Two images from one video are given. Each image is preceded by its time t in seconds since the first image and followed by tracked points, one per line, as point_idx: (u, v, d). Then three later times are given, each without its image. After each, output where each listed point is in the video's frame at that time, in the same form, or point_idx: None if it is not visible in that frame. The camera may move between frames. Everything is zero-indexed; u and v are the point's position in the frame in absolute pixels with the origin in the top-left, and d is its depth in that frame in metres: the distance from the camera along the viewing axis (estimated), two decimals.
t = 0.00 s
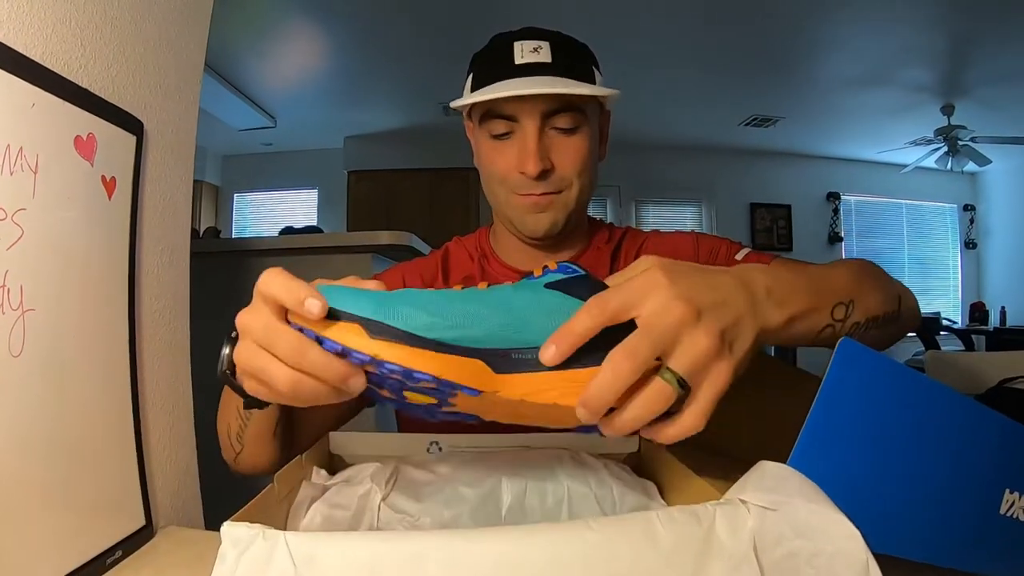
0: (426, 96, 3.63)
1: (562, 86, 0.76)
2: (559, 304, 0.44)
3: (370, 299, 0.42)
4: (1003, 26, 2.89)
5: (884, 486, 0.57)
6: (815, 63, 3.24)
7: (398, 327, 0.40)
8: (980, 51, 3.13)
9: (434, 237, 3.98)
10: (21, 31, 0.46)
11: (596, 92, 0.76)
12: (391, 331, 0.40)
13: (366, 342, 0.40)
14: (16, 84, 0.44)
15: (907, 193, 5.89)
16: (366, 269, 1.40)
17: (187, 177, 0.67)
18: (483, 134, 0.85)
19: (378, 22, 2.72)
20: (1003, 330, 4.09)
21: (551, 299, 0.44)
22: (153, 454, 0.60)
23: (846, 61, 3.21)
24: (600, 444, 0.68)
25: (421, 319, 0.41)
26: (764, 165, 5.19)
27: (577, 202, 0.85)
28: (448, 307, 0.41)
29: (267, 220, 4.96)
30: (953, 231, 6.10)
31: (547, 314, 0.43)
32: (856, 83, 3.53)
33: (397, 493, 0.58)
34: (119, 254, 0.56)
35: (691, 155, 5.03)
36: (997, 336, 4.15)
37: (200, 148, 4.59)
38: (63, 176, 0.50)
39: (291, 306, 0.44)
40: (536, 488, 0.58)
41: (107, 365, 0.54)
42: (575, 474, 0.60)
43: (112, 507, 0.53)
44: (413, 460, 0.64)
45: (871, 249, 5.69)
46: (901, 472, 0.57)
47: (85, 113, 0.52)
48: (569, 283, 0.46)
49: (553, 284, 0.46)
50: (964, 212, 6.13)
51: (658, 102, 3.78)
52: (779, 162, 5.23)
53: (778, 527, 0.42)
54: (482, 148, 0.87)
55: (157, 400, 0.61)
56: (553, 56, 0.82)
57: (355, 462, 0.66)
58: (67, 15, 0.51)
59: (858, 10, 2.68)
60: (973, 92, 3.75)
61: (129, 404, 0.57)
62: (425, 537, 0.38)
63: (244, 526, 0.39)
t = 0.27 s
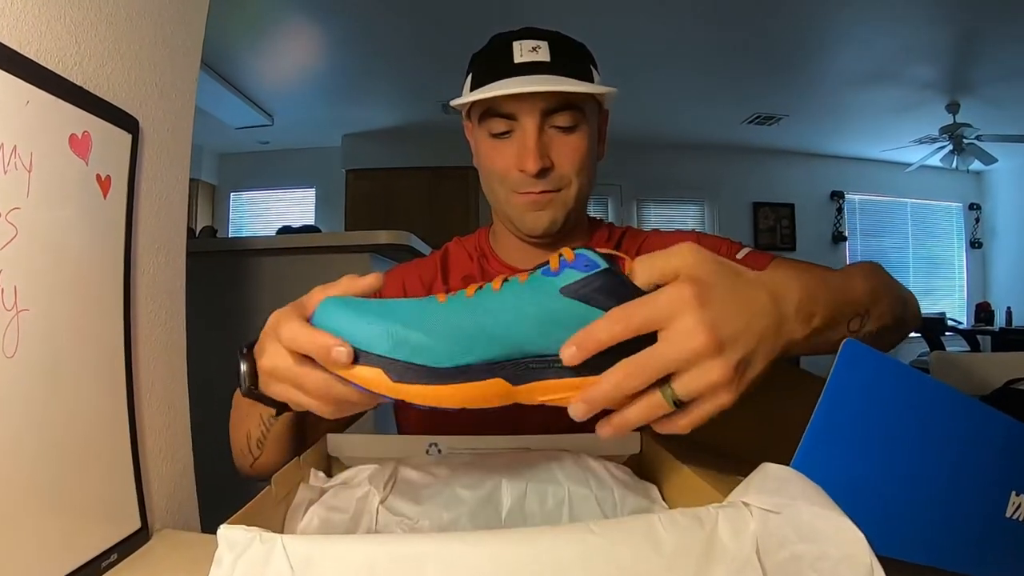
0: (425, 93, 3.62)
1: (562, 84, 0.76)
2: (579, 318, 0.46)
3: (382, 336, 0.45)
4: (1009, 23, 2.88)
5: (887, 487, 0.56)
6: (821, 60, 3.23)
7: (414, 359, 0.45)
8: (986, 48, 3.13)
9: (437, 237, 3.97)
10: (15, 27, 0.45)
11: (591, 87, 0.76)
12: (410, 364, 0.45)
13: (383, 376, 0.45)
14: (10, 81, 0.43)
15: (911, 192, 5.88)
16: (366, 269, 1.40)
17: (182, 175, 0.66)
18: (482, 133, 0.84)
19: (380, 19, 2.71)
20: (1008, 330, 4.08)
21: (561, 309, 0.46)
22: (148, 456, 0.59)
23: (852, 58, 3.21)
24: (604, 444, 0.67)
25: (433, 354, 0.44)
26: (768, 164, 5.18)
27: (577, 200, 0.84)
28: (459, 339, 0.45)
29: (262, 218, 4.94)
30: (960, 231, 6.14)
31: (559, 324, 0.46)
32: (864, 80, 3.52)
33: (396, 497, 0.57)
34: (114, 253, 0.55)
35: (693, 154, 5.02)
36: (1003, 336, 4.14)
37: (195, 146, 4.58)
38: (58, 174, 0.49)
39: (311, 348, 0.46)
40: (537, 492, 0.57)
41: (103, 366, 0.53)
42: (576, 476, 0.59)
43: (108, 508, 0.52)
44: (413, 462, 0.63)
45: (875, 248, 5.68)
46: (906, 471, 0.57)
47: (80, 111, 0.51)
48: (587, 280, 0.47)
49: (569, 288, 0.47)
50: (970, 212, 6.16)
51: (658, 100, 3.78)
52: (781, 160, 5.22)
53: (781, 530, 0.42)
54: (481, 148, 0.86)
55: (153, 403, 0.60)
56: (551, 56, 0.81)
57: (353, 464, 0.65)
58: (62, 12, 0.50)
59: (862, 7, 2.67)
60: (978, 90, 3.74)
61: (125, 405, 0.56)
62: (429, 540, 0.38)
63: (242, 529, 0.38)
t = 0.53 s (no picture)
0: (425, 91, 3.61)
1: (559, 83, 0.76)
2: (527, 363, 0.43)
3: (331, 398, 0.45)
4: (1015, 19, 2.87)
5: (890, 489, 0.56)
6: (826, 57, 3.22)
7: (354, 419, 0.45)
8: (991, 44, 3.11)
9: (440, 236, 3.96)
10: (8, 23, 0.45)
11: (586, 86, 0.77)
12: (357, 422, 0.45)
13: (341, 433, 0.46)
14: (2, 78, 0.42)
15: (915, 191, 5.87)
16: (364, 269, 1.39)
17: (177, 173, 0.65)
18: (481, 133, 0.84)
19: (382, 16, 2.71)
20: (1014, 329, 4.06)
21: (518, 357, 0.43)
22: (142, 459, 0.58)
23: (858, 55, 3.20)
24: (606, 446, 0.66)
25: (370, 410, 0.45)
26: (771, 163, 5.17)
27: (576, 198, 0.84)
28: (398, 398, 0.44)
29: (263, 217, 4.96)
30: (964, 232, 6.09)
31: (504, 370, 0.43)
32: (872, 77, 3.51)
33: (394, 499, 0.56)
34: (109, 252, 0.55)
35: (695, 153, 5.01)
36: (1009, 335, 4.12)
37: (193, 144, 4.58)
38: (52, 172, 0.48)
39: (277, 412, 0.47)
40: (538, 496, 0.57)
41: (97, 367, 0.53)
42: (577, 479, 0.58)
43: (101, 510, 0.51)
44: (412, 464, 0.62)
45: (879, 248, 5.66)
46: (909, 472, 0.56)
47: (74, 108, 0.50)
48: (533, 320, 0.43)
49: (518, 329, 0.43)
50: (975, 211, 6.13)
51: (658, 99, 3.77)
52: (785, 159, 5.21)
53: (786, 532, 0.41)
54: (480, 147, 0.85)
55: (148, 405, 0.59)
56: (550, 54, 0.81)
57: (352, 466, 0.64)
58: (56, 7, 0.49)
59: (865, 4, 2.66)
60: (985, 87, 3.73)
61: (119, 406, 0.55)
62: (427, 543, 0.37)
63: (239, 533, 0.38)
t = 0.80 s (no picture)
0: (426, 88, 3.60)
1: (566, 76, 0.77)
2: (552, 369, 0.43)
3: (346, 371, 0.44)
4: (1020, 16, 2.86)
5: (897, 488, 0.55)
6: (832, 54, 3.21)
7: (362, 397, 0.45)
8: (997, 41, 3.10)
9: (442, 235, 3.96)
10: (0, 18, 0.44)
11: (595, 79, 0.77)
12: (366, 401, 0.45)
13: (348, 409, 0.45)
14: None
15: (919, 189, 5.86)
16: (363, 270, 1.38)
17: (175, 171, 0.64)
18: (484, 128, 0.84)
19: (382, 13, 2.70)
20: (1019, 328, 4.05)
21: (537, 365, 0.43)
22: (138, 460, 0.57)
23: (864, 51, 3.19)
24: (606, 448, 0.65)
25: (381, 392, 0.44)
26: (774, 161, 5.16)
27: (580, 195, 0.83)
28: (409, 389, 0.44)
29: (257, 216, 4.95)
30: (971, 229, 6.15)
31: (522, 373, 0.43)
32: (878, 73, 3.49)
33: (394, 502, 0.56)
34: (105, 253, 0.54)
35: (698, 151, 5.00)
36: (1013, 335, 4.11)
37: (188, 143, 4.57)
38: (48, 171, 0.48)
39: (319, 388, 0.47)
40: (540, 497, 0.56)
41: (92, 368, 0.52)
42: (577, 480, 0.57)
43: (96, 513, 0.51)
44: (410, 465, 0.62)
45: (884, 247, 5.65)
46: (916, 471, 0.55)
47: (70, 106, 0.50)
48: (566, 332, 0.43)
49: (542, 340, 0.43)
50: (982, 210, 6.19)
51: (659, 96, 3.76)
52: (789, 157, 5.20)
53: (788, 533, 0.40)
54: (483, 143, 0.85)
55: (143, 407, 0.58)
56: (555, 50, 0.80)
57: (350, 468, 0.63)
58: (52, 5, 0.49)
59: None
60: (990, 85, 3.72)
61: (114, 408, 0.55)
62: (425, 545, 0.36)
63: (234, 535, 0.37)
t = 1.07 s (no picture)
0: (426, 86, 3.58)
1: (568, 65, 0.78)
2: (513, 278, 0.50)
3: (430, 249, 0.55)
4: None
5: (903, 489, 0.54)
6: (836, 51, 3.19)
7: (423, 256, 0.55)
8: (1003, 38, 3.10)
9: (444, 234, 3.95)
10: None
11: (596, 68, 0.79)
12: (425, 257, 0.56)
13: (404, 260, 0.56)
14: None
15: (923, 188, 5.83)
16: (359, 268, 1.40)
17: (171, 169, 0.64)
18: (482, 119, 0.84)
19: (383, 10, 2.69)
20: None
21: (509, 270, 0.50)
22: (133, 462, 0.56)
23: (868, 48, 3.17)
24: (607, 451, 0.64)
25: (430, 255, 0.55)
26: (778, 160, 5.16)
27: (578, 185, 0.85)
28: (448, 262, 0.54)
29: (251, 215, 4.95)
30: (976, 228, 6.13)
31: (501, 277, 0.51)
32: (883, 70, 3.48)
33: (392, 504, 0.55)
34: (100, 253, 0.53)
35: (701, 150, 5.00)
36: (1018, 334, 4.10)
37: (183, 142, 4.55)
38: (42, 170, 0.47)
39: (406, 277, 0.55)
40: (540, 499, 0.55)
41: (87, 369, 0.51)
42: (578, 483, 0.57)
43: (90, 515, 0.50)
44: (409, 468, 0.61)
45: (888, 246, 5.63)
46: (921, 471, 0.55)
47: (65, 104, 0.49)
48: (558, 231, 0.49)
49: (504, 250, 0.49)
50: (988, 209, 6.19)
51: (660, 94, 3.75)
52: (792, 155, 5.19)
53: (792, 537, 0.40)
54: (480, 133, 0.85)
55: (138, 407, 0.57)
56: (555, 42, 0.80)
57: (348, 471, 0.63)
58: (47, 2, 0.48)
59: None
60: (997, 82, 3.71)
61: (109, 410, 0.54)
62: (424, 549, 0.36)
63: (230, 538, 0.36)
